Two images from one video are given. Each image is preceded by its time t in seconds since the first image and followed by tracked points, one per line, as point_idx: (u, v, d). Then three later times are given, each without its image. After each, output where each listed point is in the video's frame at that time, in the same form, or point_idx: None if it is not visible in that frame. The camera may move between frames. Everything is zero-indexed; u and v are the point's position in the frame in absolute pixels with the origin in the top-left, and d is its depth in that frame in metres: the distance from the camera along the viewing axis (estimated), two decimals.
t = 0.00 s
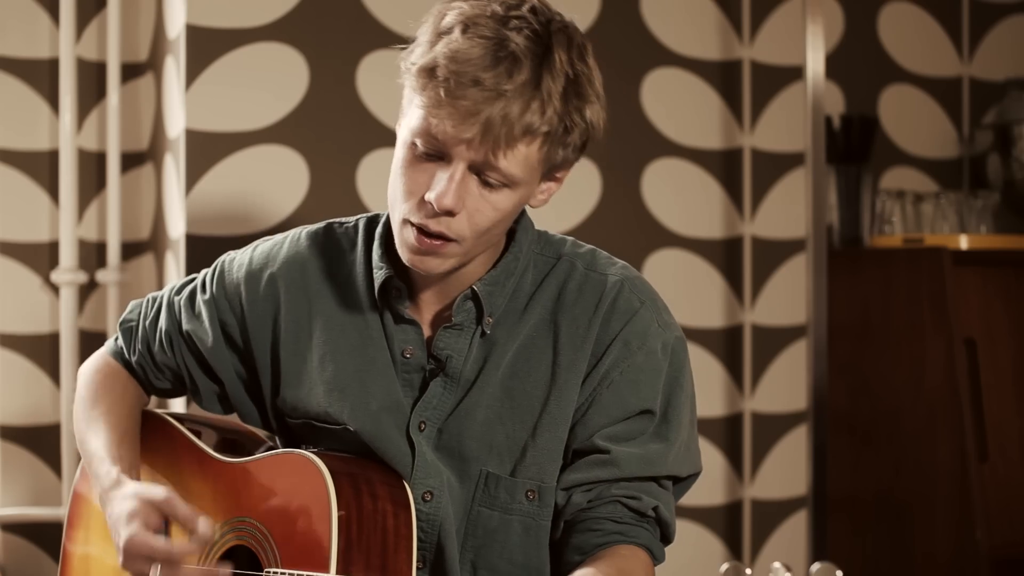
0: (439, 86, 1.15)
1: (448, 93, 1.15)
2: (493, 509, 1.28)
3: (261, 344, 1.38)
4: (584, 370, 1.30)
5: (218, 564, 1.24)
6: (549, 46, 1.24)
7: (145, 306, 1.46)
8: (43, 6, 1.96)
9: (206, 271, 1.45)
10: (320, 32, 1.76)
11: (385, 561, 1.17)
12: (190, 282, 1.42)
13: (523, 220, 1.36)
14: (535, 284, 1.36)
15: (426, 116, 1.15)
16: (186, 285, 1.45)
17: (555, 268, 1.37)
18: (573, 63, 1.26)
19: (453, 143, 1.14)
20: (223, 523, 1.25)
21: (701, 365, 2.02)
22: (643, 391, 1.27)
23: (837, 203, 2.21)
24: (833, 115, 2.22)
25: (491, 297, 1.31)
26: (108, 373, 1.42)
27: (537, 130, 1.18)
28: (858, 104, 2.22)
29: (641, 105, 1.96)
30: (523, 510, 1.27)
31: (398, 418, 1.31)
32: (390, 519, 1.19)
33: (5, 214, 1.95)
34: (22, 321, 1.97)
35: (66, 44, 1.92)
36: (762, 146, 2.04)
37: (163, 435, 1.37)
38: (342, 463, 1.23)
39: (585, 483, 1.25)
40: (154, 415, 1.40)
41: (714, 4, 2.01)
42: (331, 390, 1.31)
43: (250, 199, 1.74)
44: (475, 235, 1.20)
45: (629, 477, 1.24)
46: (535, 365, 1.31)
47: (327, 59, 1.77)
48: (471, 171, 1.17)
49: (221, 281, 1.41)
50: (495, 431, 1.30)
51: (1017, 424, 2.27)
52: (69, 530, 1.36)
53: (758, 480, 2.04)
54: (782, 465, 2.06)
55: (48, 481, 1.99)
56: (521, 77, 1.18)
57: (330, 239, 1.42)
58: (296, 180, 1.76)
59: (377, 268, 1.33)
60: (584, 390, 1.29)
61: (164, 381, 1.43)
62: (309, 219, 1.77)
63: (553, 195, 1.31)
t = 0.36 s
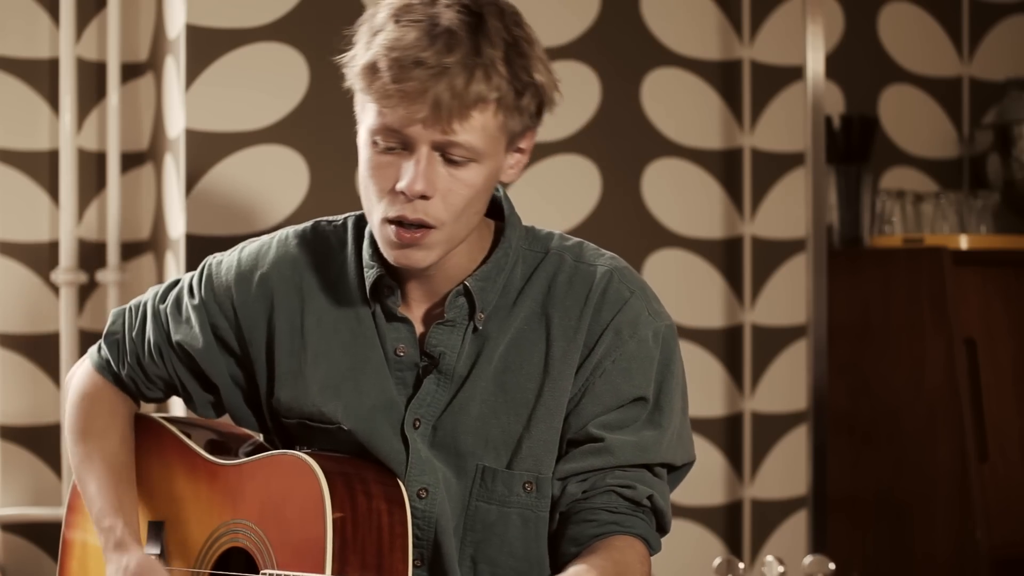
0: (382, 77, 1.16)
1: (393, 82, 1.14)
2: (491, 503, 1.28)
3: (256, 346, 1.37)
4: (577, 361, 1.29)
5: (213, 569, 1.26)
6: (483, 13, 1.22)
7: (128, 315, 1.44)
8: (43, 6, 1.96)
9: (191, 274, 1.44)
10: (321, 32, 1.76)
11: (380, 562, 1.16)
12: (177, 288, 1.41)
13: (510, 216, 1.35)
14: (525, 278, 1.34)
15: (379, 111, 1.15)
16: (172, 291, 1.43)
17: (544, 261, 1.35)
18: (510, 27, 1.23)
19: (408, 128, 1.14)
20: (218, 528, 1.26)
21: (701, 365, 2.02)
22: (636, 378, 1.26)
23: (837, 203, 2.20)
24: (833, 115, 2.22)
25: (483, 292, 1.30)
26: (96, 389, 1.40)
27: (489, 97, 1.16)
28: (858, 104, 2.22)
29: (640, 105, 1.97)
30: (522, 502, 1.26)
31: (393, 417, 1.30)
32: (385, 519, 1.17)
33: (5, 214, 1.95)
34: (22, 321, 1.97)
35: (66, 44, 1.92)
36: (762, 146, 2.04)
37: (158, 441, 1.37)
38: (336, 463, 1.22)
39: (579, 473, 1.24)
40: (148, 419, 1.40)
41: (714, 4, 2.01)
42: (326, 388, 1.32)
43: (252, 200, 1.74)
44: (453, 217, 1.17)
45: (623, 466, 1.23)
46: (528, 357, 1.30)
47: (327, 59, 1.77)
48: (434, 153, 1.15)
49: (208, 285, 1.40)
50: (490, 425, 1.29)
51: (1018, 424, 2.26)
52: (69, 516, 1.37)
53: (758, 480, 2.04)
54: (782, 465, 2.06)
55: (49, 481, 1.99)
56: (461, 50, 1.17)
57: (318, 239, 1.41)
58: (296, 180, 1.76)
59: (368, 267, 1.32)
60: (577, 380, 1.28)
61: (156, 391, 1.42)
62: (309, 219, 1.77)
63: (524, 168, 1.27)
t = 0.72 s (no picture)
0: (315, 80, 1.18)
1: (323, 78, 1.17)
2: (486, 492, 1.27)
3: (259, 330, 1.38)
4: (571, 348, 1.29)
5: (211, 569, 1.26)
6: None
7: (128, 306, 1.44)
8: (43, 7, 1.96)
9: (191, 262, 1.45)
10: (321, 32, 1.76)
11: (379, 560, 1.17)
12: (177, 276, 1.42)
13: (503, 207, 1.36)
14: (518, 267, 1.34)
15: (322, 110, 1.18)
16: (172, 279, 1.44)
17: (536, 249, 1.35)
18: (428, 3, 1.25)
19: (348, 117, 1.16)
20: (216, 529, 1.26)
21: (701, 365, 2.02)
22: (629, 364, 1.26)
23: (837, 202, 2.20)
24: (833, 116, 2.22)
25: (474, 278, 1.30)
26: (97, 381, 1.41)
27: (419, 69, 1.17)
28: (858, 104, 2.22)
29: (640, 105, 1.97)
30: (517, 490, 1.26)
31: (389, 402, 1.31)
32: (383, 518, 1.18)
33: (5, 214, 1.95)
34: (22, 321, 1.97)
35: (66, 44, 1.92)
36: (762, 146, 2.04)
37: (155, 441, 1.37)
38: (335, 461, 1.23)
39: (576, 464, 1.24)
40: (146, 418, 1.40)
41: (714, 4, 2.01)
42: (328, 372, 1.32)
43: (251, 200, 1.74)
44: (419, 193, 1.17)
45: (622, 456, 1.23)
46: (521, 344, 1.30)
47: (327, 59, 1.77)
48: (382, 135, 1.16)
49: (210, 271, 1.41)
50: (482, 414, 1.28)
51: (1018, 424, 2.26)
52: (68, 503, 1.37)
53: (758, 480, 2.04)
54: (782, 465, 2.06)
55: (48, 481, 1.99)
56: (381, 32, 1.19)
57: (320, 224, 1.42)
58: (296, 180, 1.76)
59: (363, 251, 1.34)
60: (572, 368, 1.28)
61: (158, 380, 1.43)
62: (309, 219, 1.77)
63: (490, 138, 1.29)
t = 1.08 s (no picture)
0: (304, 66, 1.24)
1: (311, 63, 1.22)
2: (487, 490, 1.28)
3: (269, 325, 1.38)
4: (578, 351, 1.29)
5: (216, 569, 1.26)
6: None
7: (136, 302, 1.45)
8: (43, 6, 1.96)
9: (201, 257, 1.45)
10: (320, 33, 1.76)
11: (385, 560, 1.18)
12: (187, 270, 1.42)
13: (514, 209, 1.37)
14: (528, 268, 1.35)
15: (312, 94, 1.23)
16: (181, 273, 1.44)
17: (546, 252, 1.35)
18: None
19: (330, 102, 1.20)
20: (218, 527, 1.26)
21: (701, 365, 2.02)
22: (637, 369, 1.27)
23: (837, 202, 2.20)
24: (834, 116, 2.22)
25: (485, 277, 1.31)
26: (104, 378, 1.41)
27: (400, 58, 1.20)
28: (858, 104, 2.22)
29: (640, 105, 1.97)
30: (518, 491, 1.27)
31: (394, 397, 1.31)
32: (389, 519, 1.18)
33: (5, 214, 1.95)
34: (22, 321, 1.97)
35: (66, 44, 1.92)
36: (762, 146, 2.04)
37: (159, 438, 1.37)
38: (342, 461, 1.23)
39: (580, 466, 1.25)
40: (150, 416, 1.40)
41: (714, 4, 2.01)
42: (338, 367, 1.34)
43: (251, 200, 1.74)
44: (397, 184, 1.20)
45: (627, 459, 1.24)
46: (528, 345, 1.30)
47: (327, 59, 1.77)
48: (363, 122, 1.20)
49: (221, 265, 1.41)
50: (486, 413, 1.29)
51: (1017, 424, 2.27)
52: (65, 517, 1.37)
53: (758, 480, 2.04)
54: (782, 465, 2.06)
55: (49, 481, 1.99)
56: (370, 20, 1.23)
57: (332, 220, 1.41)
58: (296, 181, 1.76)
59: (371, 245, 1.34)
60: (578, 370, 1.29)
61: (167, 374, 1.43)
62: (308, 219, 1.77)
63: (488, 137, 1.31)
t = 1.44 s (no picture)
0: (336, 56, 1.26)
1: (342, 54, 1.25)
2: (491, 495, 1.28)
3: (275, 327, 1.38)
4: (585, 359, 1.31)
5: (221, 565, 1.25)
6: None
7: (142, 303, 1.45)
8: (43, 7, 1.96)
9: (208, 259, 1.45)
10: (320, 32, 1.76)
11: (391, 559, 1.17)
12: (195, 272, 1.42)
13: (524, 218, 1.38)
14: (535, 277, 1.36)
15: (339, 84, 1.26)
16: (189, 276, 1.44)
17: (554, 262, 1.37)
18: (467, 5, 1.31)
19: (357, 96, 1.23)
20: (226, 524, 1.26)
21: (701, 365, 2.02)
22: (644, 379, 1.29)
23: (837, 202, 2.20)
24: (833, 115, 2.22)
25: (494, 283, 1.32)
26: (111, 379, 1.41)
27: (430, 64, 1.24)
28: (857, 104, 2.22)
29: (640, 105, 1.97)
30: (522, 496, 1.28)
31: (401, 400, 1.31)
32: (397, 518, 1.18)
33: (5, 214, 1.95)
34: (22, 321, 1.97)
35: (66, 44, 1.92)
36: (762, 146, 2.04)
37: (166, 435, 1.37)
38: (350, 459, 1.23)
39: (585, 473, 1.26)
40: (157, 413, 1.39)
41: (714, 4, 2.01)
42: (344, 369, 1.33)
43: (251, 200, 1.74)
44: (413, 186, 1.23)
45: (632, 466, 1.25)
46: (535, 352, 1.31)
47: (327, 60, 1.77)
48: (386, 121, 1.23)
49: (229, 266, 1.40)
50: (491, 419, 1.29)
51: (1017, 424, 2.26)
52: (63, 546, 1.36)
53: (758, 480, 2.04)
54: (781, 464, 2.06)
55: (49, 481, 1.99)
56: (409, 21, 1.26)
57: (339, 225, 1.42)
58: (295, 181, 1.76)
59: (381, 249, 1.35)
60: (585, 378, 1.31)
61: (172, 374, 1.43)
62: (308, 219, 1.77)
63: (506, 153, 1.34)
